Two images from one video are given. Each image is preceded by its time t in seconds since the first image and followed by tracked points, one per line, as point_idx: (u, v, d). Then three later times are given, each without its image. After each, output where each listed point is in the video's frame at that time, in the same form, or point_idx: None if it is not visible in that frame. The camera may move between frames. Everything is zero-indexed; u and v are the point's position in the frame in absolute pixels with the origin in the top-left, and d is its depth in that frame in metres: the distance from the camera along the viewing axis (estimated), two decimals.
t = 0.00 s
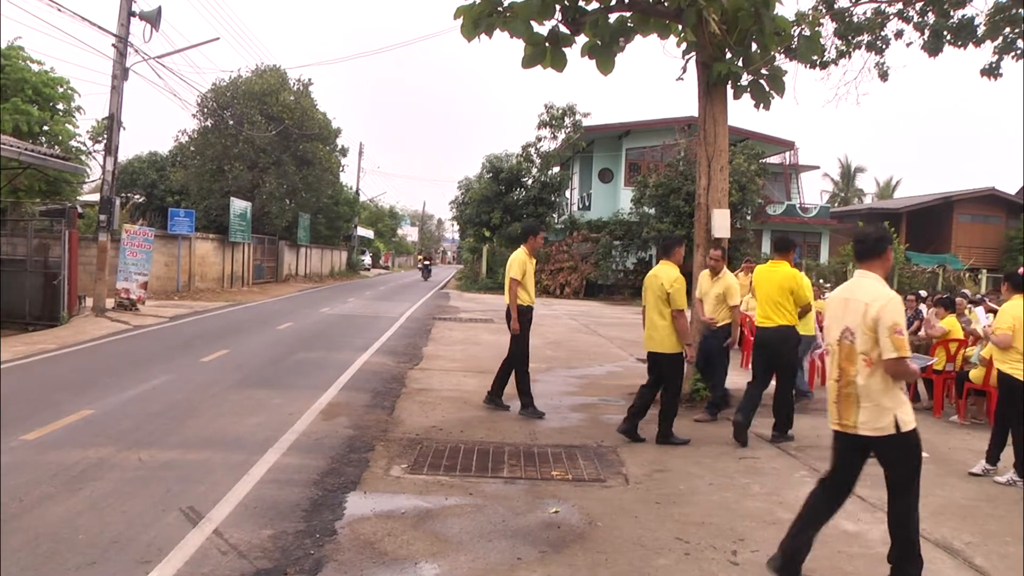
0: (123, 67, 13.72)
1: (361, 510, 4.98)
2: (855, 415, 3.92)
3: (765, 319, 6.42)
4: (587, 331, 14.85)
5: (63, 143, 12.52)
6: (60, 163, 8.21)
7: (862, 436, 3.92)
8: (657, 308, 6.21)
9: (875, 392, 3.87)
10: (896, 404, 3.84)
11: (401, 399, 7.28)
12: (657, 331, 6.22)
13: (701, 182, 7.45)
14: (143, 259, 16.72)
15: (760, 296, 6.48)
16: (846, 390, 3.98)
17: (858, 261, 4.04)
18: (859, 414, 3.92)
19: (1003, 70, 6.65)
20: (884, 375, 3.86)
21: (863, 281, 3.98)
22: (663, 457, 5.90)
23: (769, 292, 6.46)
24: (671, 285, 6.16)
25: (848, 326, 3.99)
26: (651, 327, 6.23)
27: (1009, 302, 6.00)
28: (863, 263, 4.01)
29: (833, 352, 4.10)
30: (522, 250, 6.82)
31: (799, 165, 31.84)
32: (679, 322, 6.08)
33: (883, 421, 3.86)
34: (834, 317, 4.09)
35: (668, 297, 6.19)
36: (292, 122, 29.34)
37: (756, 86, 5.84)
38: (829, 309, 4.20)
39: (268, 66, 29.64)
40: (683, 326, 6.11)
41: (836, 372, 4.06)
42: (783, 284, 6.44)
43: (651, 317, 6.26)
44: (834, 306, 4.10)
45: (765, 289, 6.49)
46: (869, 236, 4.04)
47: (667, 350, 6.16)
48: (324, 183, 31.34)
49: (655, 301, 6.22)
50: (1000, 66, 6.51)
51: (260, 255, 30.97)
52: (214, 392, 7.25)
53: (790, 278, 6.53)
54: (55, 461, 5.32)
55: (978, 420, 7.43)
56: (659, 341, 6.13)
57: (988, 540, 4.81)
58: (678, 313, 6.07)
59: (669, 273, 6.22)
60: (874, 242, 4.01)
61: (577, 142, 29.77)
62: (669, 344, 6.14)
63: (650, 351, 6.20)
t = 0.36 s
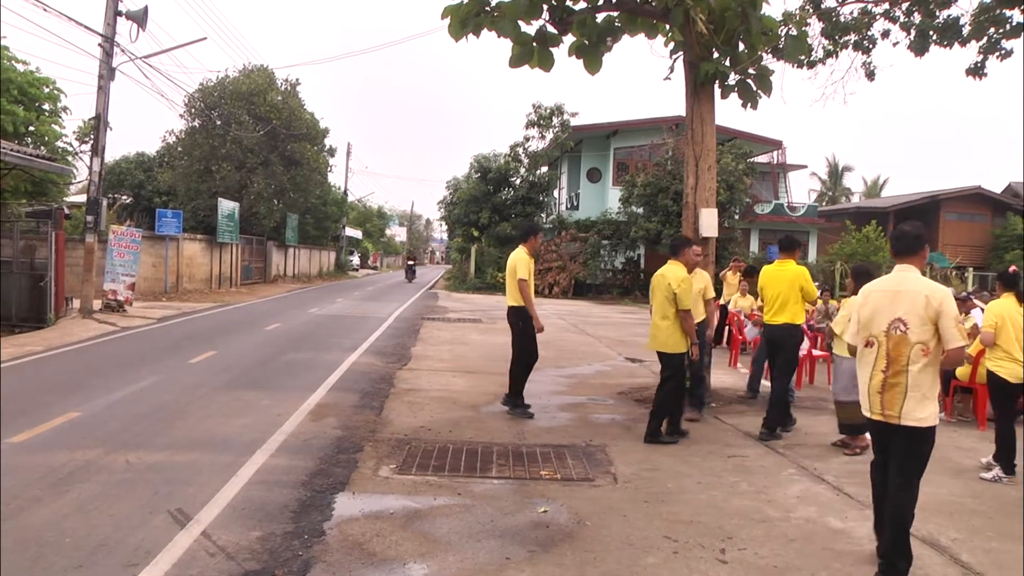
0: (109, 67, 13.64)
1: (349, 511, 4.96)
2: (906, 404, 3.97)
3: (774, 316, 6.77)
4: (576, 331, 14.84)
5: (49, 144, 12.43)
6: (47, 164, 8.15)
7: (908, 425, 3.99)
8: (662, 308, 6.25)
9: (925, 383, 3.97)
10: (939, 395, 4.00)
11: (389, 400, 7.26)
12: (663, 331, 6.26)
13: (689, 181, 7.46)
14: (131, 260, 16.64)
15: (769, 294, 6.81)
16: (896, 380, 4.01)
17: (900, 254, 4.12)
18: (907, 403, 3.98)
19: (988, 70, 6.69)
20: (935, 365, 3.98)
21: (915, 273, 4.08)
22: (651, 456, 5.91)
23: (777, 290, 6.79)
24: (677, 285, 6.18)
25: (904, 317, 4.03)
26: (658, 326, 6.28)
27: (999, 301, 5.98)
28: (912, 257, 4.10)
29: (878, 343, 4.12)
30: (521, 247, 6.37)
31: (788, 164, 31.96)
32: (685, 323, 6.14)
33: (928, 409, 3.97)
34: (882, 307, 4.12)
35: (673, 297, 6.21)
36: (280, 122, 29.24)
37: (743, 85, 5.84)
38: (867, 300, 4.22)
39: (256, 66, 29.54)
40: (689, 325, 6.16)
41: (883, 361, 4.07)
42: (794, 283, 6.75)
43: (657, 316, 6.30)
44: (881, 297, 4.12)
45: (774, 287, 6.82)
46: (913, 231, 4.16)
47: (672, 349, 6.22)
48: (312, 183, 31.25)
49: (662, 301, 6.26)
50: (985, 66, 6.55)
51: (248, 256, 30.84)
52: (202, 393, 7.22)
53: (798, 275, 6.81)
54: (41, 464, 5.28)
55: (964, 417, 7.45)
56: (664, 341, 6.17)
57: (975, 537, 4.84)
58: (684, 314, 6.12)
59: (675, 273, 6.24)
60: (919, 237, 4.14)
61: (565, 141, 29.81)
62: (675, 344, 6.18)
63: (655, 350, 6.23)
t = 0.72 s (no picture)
0: (89, 65, 13.53)
1: (330, 511, 4.94)
2: (908, 393, 4.27)
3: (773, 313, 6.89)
4: (558, 330, 14.85)
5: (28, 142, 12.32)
6: (25, 163, 8.07)
7: (911, 412, 4.28)
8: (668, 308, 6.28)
9: (924, 372, 4.27)
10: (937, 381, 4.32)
11: (371, 400, 7.24)
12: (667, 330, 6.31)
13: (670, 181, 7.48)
14: (111, 260, 16.53)
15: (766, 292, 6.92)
16: (897, 371, 4.30)
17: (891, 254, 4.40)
18: (908, 392, 4.28)
19: (966, 71, 6.75)
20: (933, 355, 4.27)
21: (907, 271, 4.36)
22: (633, 455, 5.91)
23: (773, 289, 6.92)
24: (683, 286, 6.20)
25: (899, 313, 4.32)
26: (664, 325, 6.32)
27: (982, 298, 5.94)
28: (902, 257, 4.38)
29: (877, 339, 4.40)
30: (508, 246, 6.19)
31: (769, 164, 32.15)
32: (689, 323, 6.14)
33: (928, 395, 4.28)
34: (877, 305, 4.41)
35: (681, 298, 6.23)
36: (261, 121, 29.12)
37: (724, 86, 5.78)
38: (863, 298, 4.51)
39: (238, 64, 29.38)
40: (693, 325, 6.20)
41: (882, 355, 4.36)
42: (790, 281, 6.86)
43: (663, 316, 6.34)
44: (877, 295, 4.41)
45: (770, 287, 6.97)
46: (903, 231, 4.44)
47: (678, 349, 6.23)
48: (294, 183, 31.11)
49: (669, 300, 6.29)
50: (963, 67, 6.60)
51: (229, 255, 30.66)
52: (182, 394, 7.16)
53: (794, 272, 6.92)
54: (20, 467, 5.23)
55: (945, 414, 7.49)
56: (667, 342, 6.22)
57: (953, 533, 4.88)
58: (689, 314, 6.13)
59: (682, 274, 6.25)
60: (910, 236, 4.40)
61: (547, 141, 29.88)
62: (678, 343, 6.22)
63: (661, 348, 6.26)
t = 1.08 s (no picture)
0: (59, 64, 13.37)
1: (303, 513, 4.91)
2: (897, 388, 4.67)
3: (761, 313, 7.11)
4: (531, 330, 14.86)
5: None
6: None
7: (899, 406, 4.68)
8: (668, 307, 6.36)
9: (910, 369, 4.68)
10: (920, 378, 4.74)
11: (344, 401, 7.20)
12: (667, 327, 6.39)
13: (643, 181, 7.52)
14: (82, 261, 16.34)
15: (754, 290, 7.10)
16: (887, 368, 4.69)
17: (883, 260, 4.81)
18: (896, 388, 4.69)
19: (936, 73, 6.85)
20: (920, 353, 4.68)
21: (897, 276, 4.78)
22: (606, 455, 5.92)
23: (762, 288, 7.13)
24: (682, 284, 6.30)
25: (890, 314, 4.72)
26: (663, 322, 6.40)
27: (953, 297, 5.96)
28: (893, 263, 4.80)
29: (869, 338, 4.78)
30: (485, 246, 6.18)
31: (742, 165, 32.40)
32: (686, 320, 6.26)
33: (914, 390, 4.69)
34: (869, 307, 4.80)
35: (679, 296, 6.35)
36: (234, 121, 28.92)
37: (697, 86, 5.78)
38: (855, 301, 4.91)
39: (211, 63, 29.14)
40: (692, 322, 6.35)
41: (873, 353, 4.74)
42: (779, 284, 7.09)
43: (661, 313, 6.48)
44: (870, 298, 4.81)
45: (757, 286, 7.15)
46: (893, 239, 4.86)
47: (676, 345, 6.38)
48: (268, 183, 30.91)
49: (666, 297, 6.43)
50: (933, 69, 6.68)
51: (203, 256, 30.38)
52: (152, 396, 7.08)
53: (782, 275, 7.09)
54: None
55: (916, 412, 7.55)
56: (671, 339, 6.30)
57: (922, 529, 4.94)
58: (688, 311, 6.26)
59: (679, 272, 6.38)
60: (899, 245, 4.83)
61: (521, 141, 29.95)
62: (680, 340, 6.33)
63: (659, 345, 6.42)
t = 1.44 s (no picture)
0: (20, 63, 13.16)
1: (269, 517, 4.88)
2: (891, 374, 5.01)
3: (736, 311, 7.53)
4: (500, 331, 14.88)
5: None
6: None
7: (891, 390, 5.03)
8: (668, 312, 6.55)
9: (902, 356, 5.04)
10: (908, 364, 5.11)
11: (312, 403, 7.16)
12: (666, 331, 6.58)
13: (610, 182, 7.54)
14: (45, 264, 16.11)
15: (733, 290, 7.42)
16: (882, 355, 5.03)
17: (878, 254, 5.14)
18: (890, 373, 5.04)
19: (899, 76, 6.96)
20: (910, 341, 5.08)
21: (891, 270, 5.13)
22: (574, 455, 5.94)
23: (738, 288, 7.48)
24: (684, 291, 6.49)
25: (887, 305, 5.07)
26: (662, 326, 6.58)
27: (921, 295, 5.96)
28: (886, 257, 5.15)
29: (865, 326, 5.11)
30: (452, 247, 6.18)
31: (710, 166, 32.73)
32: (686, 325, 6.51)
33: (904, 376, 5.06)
34: (866, 298, 5.14)
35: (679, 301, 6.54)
36: (200, 122, 28.69)
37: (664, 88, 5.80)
38: (850, 292, 5.24)
39: (177, 63, 28.83)
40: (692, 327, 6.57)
41: (871, 341, 5.07)
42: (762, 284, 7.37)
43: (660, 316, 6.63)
44: (867, 290, 5.14)
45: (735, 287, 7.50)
46: (885, 235, 5.16)
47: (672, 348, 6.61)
48: (235, 184, 30.65)
49: (666, 302, 6.59)
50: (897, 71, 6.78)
51: (169, 258, 30.01)
52: (116, 400, 6.99)
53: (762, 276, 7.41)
54: None
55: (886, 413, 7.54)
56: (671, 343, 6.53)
57: (887, 525, 5.00)
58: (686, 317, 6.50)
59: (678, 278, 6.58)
60: (891, 241, 5.11)
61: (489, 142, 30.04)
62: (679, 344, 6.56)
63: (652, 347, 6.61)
